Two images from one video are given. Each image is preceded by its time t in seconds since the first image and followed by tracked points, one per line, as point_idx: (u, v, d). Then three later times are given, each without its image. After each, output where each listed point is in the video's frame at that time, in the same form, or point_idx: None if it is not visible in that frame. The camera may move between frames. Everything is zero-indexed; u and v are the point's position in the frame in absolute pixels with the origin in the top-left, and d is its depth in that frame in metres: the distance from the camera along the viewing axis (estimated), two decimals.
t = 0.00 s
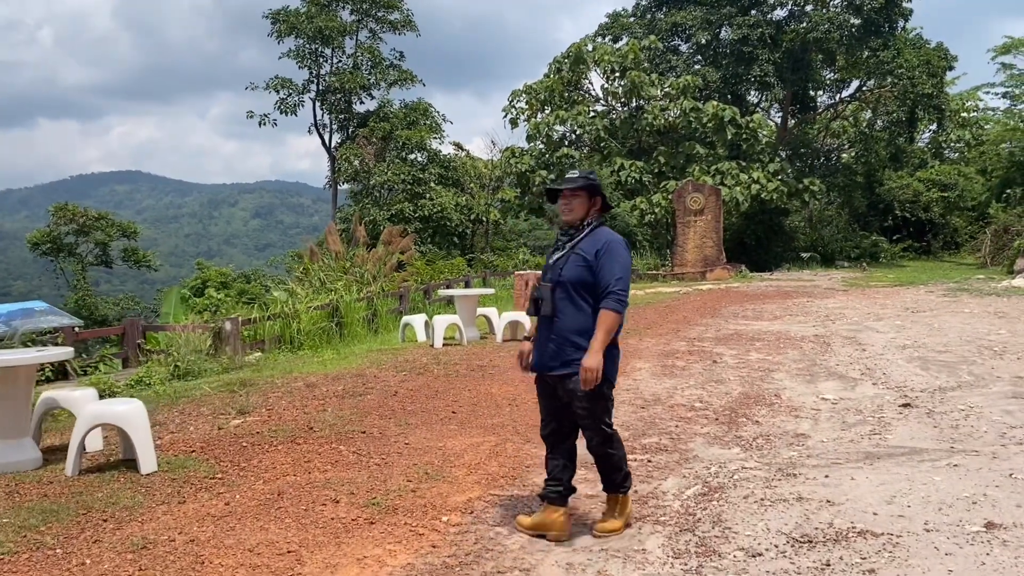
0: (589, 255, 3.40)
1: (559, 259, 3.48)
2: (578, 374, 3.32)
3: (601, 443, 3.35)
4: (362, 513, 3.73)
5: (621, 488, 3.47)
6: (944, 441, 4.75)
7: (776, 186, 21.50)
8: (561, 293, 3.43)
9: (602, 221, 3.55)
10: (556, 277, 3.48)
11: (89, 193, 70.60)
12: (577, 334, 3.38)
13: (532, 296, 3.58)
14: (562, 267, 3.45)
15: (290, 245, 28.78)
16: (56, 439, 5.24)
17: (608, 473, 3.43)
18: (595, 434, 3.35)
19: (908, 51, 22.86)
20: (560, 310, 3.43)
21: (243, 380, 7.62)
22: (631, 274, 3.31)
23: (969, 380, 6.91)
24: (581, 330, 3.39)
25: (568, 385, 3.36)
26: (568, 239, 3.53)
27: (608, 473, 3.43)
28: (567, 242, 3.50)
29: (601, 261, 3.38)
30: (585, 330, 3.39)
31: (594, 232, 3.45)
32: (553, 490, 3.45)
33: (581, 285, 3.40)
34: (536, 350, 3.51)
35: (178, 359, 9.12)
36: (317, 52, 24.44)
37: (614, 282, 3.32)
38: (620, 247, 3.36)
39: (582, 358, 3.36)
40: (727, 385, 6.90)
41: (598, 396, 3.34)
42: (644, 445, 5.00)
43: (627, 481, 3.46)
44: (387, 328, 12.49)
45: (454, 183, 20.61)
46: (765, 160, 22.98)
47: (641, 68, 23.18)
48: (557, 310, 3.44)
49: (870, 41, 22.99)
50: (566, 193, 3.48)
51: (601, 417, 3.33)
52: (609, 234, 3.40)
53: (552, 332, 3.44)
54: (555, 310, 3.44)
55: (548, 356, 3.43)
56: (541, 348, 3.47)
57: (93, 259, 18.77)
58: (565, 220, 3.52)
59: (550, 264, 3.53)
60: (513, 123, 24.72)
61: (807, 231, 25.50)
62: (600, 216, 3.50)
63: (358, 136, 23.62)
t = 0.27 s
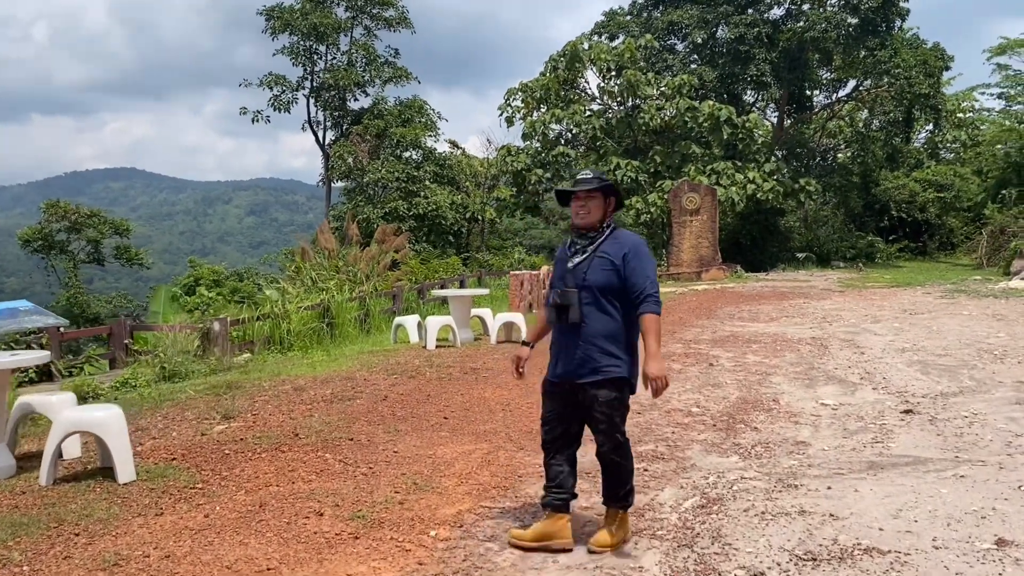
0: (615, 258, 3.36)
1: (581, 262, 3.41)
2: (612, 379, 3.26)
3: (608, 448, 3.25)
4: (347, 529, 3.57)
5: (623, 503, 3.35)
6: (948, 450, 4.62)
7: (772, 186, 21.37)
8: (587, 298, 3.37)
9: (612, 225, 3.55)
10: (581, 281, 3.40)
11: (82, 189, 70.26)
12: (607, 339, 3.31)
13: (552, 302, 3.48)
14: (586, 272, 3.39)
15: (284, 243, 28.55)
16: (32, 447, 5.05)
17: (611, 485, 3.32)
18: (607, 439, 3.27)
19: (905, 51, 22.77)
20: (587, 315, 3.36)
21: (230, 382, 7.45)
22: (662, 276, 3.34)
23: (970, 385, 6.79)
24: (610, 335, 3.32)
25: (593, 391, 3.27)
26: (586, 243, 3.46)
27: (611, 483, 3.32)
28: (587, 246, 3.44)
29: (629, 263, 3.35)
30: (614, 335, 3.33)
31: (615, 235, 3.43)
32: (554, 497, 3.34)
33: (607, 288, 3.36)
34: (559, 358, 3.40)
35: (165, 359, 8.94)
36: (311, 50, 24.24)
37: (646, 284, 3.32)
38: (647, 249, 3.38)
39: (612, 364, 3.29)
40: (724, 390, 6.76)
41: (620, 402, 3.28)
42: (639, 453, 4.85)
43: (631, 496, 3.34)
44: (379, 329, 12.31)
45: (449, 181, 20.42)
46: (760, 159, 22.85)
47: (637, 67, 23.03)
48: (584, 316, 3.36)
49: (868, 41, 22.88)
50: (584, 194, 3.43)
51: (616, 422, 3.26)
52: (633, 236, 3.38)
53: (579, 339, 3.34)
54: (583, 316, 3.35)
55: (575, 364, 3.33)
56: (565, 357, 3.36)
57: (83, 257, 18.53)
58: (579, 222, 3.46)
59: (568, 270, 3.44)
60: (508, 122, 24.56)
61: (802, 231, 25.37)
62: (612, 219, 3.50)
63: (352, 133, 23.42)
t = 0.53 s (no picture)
0: (621, 257, 3.30)
1: (585, 260, 3.31)
2: (615, 379, 3.21)
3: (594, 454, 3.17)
4: (323, 540, 3.43)
5: (611, 513, 3.22)
6: (944, 458, 4.50)
7: (766, 187, 21.29)
8: (591, 297, 3.28)
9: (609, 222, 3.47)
10: (584, 279, 3.31)
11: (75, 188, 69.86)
12: (609, 339, 3.25)
13: (553, 299, 3.35)
14: (591, 270, 3.30)
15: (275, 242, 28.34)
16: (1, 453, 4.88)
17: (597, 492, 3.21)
18: (598, 443, 3.18)
19: (899, 53, 22.70)
20: (591, 314, 3.28)
21: (212, 384, 7.28)
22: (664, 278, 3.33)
23: (965, 389, 6.69)
24: (611, 335, 3.27)
25: (592, 392, 3.21)
26: (587, 240, 3.38)
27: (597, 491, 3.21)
28: (589, 244, 3.35)
29: (633, 264, 3.30)
30: (615, 334, 3.27)
31: (617, 234, 3.36)
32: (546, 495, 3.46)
33: (611, 288, 3.29)
34: (558, 356, 3.30)
35: (149, 360, 8.77)
36: (303, 48, 24.07)
37: (650, 285, 3.30)
38: (649, 251, 3.35)
39: (613, 364, 3.24)
40: (716, 394, 6.64)
41: (617, 403, 3.22)
42: (629, 460, 4.72)
43: (619, 505, 3.21)
44: (369, 330, 12.16)
45: (442, 181, 20.27)
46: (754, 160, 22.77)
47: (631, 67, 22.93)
48: (588, 315, 3.27)
49: (863, 43, 22.82)
50: (586, 189, 3.31)
51: (610, 424, 3.19)
52: (636, 237, 3.34)
53: (581, 338, 3.26)
54: (586, 315, 3.26)
55: (576, 362, 3.24)
56: (566, 355, 3.27)
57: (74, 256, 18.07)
58: (578, 219, 3.35)
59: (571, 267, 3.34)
60: (502, 122, 24.42)
61: (795, 232, 25.30)
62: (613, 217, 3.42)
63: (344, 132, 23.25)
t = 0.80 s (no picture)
0: (594, 262, 3.23)
1: (558, 264, 3.23)
2: (588, 384, 3.18)
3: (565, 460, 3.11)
4: (288, 554, 3.28)
5: (587, 521, 3.14)
6: (934, 467, 4.40)
7: (757, 190, 21.22)
8: (566, 302, 3.22)
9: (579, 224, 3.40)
10: (558, 283, 3.23)
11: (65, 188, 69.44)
12: (583, 344, 3.21)
13: (525, 302, 3.27)
14: (565, 274, 3.23)
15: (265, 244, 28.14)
16: None
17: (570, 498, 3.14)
18: (573, 446, 3.12)
19: (890, 57, 22.65)
20: (565, 318, 3.21)
21: (189, 388, 7.12)
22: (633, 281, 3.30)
23: (955, 396, 6.59)
24: (584, 339, 3.22)
25: (565, 397, 3.15)
26: (559, 243, 3.29)
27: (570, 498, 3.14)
28: (561, 247, 3.27)
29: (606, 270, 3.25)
30: (587, 339, 3.23)
31: (590, 238, 3.30)
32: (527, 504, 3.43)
33: (585, 292, 3.23)
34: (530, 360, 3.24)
35: (128, 364, 8.60)
36: (293, 48, 23.89)
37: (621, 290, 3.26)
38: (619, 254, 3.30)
39: (586, 368, 3.20)
40: (703, 399, 6.52)
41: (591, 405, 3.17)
42: (611, 468, 4.60)
43: (595, 512, 3.13)
44: (354, 333, 12.00)
45: (431, 183, 20.12)
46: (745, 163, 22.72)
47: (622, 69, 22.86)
48: (562, 319, 3.21)
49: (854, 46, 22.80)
50: (558, 194, 3.23)
51: (587, 429, 3.13)
52: (608, 241, 3.29)
53: (555, 343, 3.20)
54: (561, 320, 3.20)
55: (550, 366, 3.18)
56: (540, 361, 3.20)
57: (62, 256, 17.91)
58: (550, 222, 3.26)
59: (543, 271, 3.26)
60: (492, 123, 24.31)
61: (786, 235, 25.26)
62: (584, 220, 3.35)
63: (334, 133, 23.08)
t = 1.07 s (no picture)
0: (564, 267, 3.23)
1: (528, 271, 3.23)
2: (563, 389, 3.17)
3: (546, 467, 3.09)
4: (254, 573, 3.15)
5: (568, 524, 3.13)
6: (923, 479, 4.30)
7: (747, 194, 21.17)
8: (538, 308, 3.21)
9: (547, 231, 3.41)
10: (529, 289, 3.23)
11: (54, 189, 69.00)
12: (556, 349, 3.21)
13: (498, 309, 3.26)
14: (535, 281, 3.22)
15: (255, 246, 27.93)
16: None
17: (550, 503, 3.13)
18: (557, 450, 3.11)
19: (880, 61, 22.59)
20: (538, 323, 3.20)
21: (166, 395, 6.96)
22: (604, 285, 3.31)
23: (945, 404, 6.50)
24: (558, 344, 3.22)
25: (543, 402, 3.13)
26: (528, 251, 3.29)
27: (551, 503, 3.13)
28: (531, 254, 3.27)
29: (576, 274, 3.25)
30: (561, 344, 3.23)
31: (558, 244, 3.30)
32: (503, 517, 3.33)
33: (557, 298, 3.23)
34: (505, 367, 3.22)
35: (107, 368, 8.44)
36: (282, 50, 23.72)
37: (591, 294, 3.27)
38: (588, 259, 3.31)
39: (560, 373, 3.19)
40: (689, 407, 6.41)
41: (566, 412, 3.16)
42: (593, 480, 4.48)
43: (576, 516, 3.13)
44: (340, 337, 11.84)
45: (421, 185, 19.98)
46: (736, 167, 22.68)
47: (613, 72, 22.78)
48: (534, 326, 3.20)
49: (844, 50, 22.79)
50: (524, 202, 3.24)
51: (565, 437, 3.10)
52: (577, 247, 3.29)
53: (528, 349, 3.19)
54: (533, 326, 3.19)
55: (524, 372, 3.17)
56: (514, 367, 3.19)
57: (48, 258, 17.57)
58: (517, 231, 3.26)
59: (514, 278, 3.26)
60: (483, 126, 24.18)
61: (777, 239, 25.22)
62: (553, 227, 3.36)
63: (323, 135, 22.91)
